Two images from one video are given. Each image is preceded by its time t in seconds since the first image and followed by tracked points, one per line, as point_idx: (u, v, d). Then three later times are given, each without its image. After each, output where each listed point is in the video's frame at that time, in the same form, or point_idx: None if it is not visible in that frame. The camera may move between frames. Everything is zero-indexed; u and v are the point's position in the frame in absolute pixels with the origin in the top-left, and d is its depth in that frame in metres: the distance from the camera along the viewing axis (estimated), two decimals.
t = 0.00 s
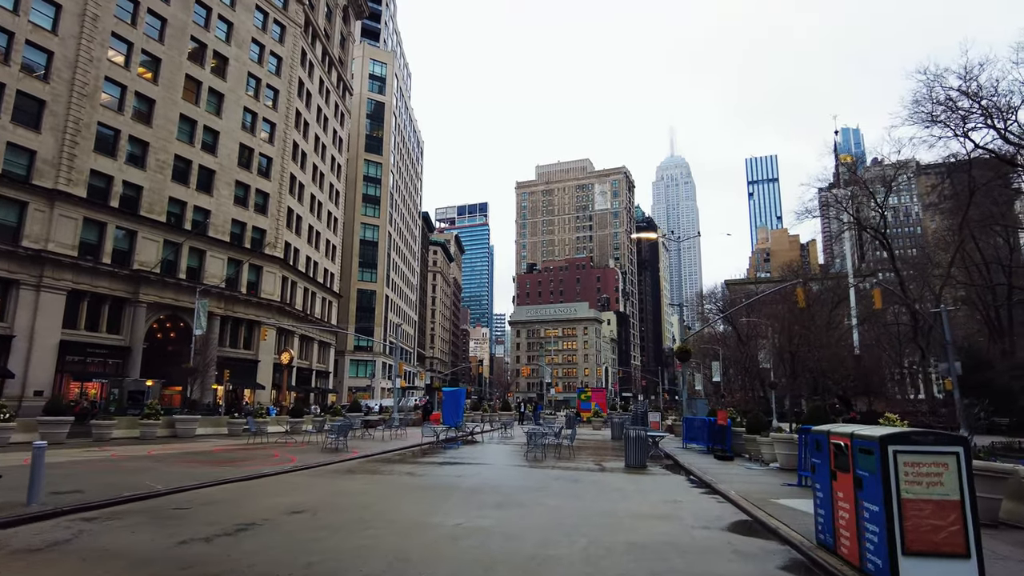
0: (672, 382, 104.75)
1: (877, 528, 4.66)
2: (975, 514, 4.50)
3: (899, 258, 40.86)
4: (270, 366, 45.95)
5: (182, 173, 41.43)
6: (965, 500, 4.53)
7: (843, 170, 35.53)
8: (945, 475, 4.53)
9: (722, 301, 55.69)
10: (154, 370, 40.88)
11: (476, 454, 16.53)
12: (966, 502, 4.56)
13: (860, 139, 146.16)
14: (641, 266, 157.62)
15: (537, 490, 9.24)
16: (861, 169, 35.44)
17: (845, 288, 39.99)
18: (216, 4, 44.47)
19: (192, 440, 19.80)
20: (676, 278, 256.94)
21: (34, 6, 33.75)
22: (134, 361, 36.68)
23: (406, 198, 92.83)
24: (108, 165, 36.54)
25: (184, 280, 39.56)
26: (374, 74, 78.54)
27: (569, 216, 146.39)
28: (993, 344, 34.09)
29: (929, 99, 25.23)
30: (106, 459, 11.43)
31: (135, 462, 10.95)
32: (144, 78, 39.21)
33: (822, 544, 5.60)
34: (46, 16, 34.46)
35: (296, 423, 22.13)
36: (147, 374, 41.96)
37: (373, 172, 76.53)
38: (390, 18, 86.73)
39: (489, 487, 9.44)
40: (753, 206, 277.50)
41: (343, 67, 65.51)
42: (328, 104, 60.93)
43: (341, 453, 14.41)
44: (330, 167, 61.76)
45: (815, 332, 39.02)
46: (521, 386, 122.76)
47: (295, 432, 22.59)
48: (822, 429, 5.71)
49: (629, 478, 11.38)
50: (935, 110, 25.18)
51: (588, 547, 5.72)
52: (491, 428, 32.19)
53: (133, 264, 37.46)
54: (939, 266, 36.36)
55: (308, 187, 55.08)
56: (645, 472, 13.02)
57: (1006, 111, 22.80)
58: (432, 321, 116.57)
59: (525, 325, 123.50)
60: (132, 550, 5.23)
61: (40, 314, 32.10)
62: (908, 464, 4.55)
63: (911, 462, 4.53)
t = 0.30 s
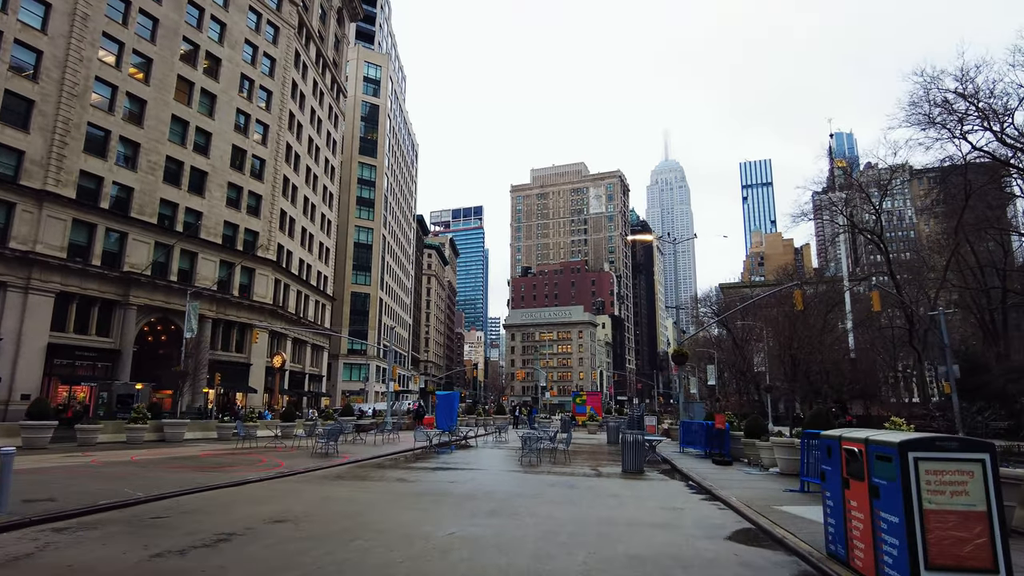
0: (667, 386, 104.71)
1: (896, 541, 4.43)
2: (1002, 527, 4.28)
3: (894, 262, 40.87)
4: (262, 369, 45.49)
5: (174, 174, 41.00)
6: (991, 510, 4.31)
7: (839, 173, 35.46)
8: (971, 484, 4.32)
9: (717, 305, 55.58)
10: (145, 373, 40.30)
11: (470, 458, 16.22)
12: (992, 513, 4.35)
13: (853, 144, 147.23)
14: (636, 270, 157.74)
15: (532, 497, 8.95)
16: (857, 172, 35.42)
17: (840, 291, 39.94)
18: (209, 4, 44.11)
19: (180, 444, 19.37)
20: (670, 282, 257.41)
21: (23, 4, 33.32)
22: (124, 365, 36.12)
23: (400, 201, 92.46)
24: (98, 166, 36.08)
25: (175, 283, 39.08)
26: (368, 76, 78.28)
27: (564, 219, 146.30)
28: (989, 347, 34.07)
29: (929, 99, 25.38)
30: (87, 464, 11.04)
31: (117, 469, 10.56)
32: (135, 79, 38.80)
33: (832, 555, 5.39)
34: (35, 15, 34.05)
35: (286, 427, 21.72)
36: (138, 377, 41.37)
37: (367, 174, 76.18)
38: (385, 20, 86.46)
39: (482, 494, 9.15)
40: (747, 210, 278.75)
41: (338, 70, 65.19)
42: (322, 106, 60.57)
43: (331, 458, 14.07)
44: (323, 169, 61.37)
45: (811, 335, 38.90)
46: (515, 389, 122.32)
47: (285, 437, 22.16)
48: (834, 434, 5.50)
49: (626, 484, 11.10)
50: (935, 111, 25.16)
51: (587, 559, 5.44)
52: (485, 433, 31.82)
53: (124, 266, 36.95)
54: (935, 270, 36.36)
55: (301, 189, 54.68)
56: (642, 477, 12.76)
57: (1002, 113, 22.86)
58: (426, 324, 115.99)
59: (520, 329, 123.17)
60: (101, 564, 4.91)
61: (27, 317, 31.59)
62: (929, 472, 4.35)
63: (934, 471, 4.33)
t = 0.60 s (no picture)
0: (666, 386, 104.56)
1: (925, 543, 4.18)
2: None
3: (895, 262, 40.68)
4: (259, 368, 45.13)
5: (170, 171, 40.63)
6: None
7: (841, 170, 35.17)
8: (1007, 483, 4.08)
9: (716, 304, 55.35)
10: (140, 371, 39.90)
11: (468, 457, 15.95)
12: None
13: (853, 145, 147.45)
14: (634, 270, 157.62)
15: (531, 496, 8.69)
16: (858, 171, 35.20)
17: (840, 291, 39.73)
18: None
19: (173, 443, 19.05)
20: (668, 282, 257.36)
21: None
22: (119, 363, 35.74)
23: (399, 200, 92.12)
24: (94, 162, 35.73)
25: (171, 280, 38.70)
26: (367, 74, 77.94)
27: (563, 219, 146.06)
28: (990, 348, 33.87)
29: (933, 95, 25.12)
30: (74, 463, 10.72)
31: (104, 467, 10.24)
32: (132, 75, 38.45)
33: (851, 558, 5.17)
34: (30, 9, 33.72)
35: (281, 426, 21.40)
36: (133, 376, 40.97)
37: (365, 173, 75.81)
38: (383, 19, 86.09)
39: (481, 493, 8.88)
40: (746, 211, 278.95)
41: (336, 67, 64.85)
42: (320, 103, 60.25)
43: (325, 457, 13.77)
44: (321, 167, 61.00)
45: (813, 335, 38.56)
46: (513, 389, 122.02)
47: (280, 436, 21.84)
48: (853, 432, 5.27)
49: (628, 484, 10.84)
50: (939, 106, 24.89)
51: (591, 561, 5.17)
52: (483, 432, 31.52)
53: (119, 263, 36.57)
54: (936, 270, 36.18)
55: (298, 187, 54.33)
56: (643, 477, 12.50)
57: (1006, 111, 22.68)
58: (424, 324, 115.63)
59: (518, 328, 122.91)
60: (75, 566, 4.62)
61: (21, 314, 31.23)
62: (962, 469, 4.11)
63: (967, 468, 4.09)
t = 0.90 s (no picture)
0: (666, 384, 104.37)
1: (955, 546, 3.94)
2: None
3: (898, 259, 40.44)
4: (258, 365, 44.85)
5: (168, 167, 40.32)
6: None
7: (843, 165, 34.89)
8: None
9: (716, 302, 55.12)
10: (137, 368, 39.62)
11: (468, 455, 15.72)
12: None
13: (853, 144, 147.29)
14: (634, 268, 157.45)
15: (531, 494, 8.46)
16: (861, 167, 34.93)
17: (843, 288, 39.47)
18: None
19: (169, 440, 18.83)
20: (668, 280, 257.22)
21: None
22: (116, 359, 35.49)
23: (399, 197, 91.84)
24: (90, 158, 35.44)
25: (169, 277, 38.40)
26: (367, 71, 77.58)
27: (563, 217, 145.80)
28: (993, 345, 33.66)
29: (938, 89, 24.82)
30: (63, 460, 10.48)
31: (93, 464, 10.00)
32: (129, 70, 38.13)
33: (870, 560, 4.95)
34: (26, 3, 33.42)
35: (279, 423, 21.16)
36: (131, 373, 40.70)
37: (365, 170, 75.49)
38: (383, 15, 85.69)
39: (480, 491, 8.65)
40: (746, 209, 278.75)
41: (335, 64, 64.51)
42: (319, 100, 59.94)
43: (322, 454, 13.54)
44: (320, 164, 60.70)
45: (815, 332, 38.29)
46: (513, 387, 121.92)
47: (278, 433, 21.60)
48: (874, 428, 5.01)
49: (630, 482, 10.59)
50: (944, 100, 24.59)
51: (595, 563, 4.92)
52: (483, 429, 31.28)
53: (117, 260, 36.29)
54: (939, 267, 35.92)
55: (297, 184, 54.03)
56: (646, 475, 12.27)
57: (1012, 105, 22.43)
58: (424, 322, 115.34)
59: (518, 326, 122.75)
60: (50, 569, 4.38)
61: (17, 310, 30.97)
62: (996, 467, 3.85)
63: (1001, 466, 3.83)
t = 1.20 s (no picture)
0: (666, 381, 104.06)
1: (990, 550, 3.67)
2: None
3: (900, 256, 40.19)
4: (256, 362, 44.56)
5: (165, 164, 39.97)
6: None
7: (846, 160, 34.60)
8: None
9: (716, 299, 54.92)
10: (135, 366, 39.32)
11: (467, 453, 15.46)
12: None
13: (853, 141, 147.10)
14: (634, 266, 157.28)
15: (531, 493, 8.19)
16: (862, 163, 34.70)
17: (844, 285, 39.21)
18: None
19: (164, 437, 18.57)
20: (667, 278, 257.05)
21: None
22: (113, 357, 35.19)
23: (398, 194, 91.53)
24: (86, 154, 35.10)
25: (167, 274, 38.10)
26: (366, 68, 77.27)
27: (562, 214, 145.57)
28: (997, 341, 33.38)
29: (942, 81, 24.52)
30: (50, 458, 10.20)
31: (81, 463, 9.71)
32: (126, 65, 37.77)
33: (892, 565, 4.69)
34: None
35: (276, 421, 20.88)
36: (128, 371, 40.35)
37: (364, 167, 75.18)
38: (382, 12, 85.27)
39: (477, 490, 8.40)
40: (746, 206, 278.39)
41: (334, 60, 64.17)
42: (318, 96, 59.61)
43: (318, 452, 13.28)
44: (319, 160, 60.38)
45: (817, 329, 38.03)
46: (513, 384, 121.71)
47: (275, 431, 21.33)
48: (896, 424, 4.73)
49: (633, 480, 10.33)
50: (950, 93, 24.27)
51: (599, 567, 4.65)
52: (482, 427, 31.01)
53: (113, 257, 35.98)
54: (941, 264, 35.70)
55: (296, 181, 53.71)
56: (648, 473, 12.02)
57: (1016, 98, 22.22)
58: (424, 319, 115.09)
59: (518, 324, 122.50)
60: (20, 572, 4.13)
61: (12, 308, 30.67)
62: None
63: None
